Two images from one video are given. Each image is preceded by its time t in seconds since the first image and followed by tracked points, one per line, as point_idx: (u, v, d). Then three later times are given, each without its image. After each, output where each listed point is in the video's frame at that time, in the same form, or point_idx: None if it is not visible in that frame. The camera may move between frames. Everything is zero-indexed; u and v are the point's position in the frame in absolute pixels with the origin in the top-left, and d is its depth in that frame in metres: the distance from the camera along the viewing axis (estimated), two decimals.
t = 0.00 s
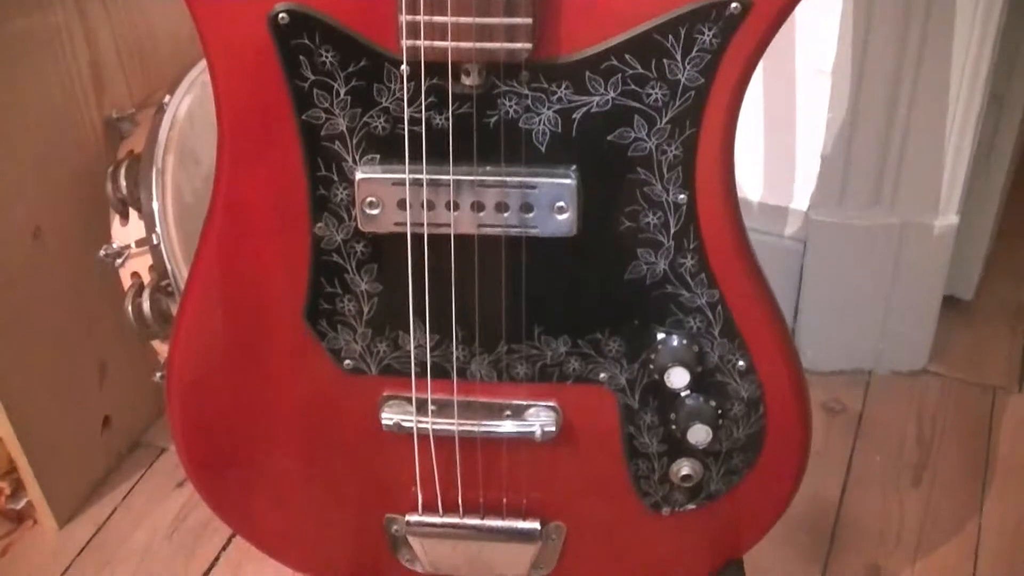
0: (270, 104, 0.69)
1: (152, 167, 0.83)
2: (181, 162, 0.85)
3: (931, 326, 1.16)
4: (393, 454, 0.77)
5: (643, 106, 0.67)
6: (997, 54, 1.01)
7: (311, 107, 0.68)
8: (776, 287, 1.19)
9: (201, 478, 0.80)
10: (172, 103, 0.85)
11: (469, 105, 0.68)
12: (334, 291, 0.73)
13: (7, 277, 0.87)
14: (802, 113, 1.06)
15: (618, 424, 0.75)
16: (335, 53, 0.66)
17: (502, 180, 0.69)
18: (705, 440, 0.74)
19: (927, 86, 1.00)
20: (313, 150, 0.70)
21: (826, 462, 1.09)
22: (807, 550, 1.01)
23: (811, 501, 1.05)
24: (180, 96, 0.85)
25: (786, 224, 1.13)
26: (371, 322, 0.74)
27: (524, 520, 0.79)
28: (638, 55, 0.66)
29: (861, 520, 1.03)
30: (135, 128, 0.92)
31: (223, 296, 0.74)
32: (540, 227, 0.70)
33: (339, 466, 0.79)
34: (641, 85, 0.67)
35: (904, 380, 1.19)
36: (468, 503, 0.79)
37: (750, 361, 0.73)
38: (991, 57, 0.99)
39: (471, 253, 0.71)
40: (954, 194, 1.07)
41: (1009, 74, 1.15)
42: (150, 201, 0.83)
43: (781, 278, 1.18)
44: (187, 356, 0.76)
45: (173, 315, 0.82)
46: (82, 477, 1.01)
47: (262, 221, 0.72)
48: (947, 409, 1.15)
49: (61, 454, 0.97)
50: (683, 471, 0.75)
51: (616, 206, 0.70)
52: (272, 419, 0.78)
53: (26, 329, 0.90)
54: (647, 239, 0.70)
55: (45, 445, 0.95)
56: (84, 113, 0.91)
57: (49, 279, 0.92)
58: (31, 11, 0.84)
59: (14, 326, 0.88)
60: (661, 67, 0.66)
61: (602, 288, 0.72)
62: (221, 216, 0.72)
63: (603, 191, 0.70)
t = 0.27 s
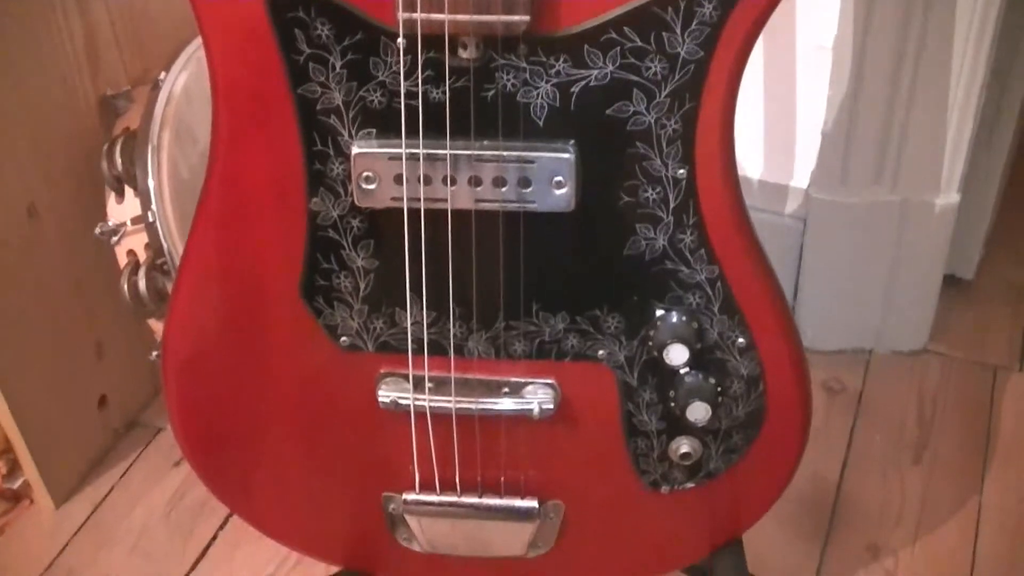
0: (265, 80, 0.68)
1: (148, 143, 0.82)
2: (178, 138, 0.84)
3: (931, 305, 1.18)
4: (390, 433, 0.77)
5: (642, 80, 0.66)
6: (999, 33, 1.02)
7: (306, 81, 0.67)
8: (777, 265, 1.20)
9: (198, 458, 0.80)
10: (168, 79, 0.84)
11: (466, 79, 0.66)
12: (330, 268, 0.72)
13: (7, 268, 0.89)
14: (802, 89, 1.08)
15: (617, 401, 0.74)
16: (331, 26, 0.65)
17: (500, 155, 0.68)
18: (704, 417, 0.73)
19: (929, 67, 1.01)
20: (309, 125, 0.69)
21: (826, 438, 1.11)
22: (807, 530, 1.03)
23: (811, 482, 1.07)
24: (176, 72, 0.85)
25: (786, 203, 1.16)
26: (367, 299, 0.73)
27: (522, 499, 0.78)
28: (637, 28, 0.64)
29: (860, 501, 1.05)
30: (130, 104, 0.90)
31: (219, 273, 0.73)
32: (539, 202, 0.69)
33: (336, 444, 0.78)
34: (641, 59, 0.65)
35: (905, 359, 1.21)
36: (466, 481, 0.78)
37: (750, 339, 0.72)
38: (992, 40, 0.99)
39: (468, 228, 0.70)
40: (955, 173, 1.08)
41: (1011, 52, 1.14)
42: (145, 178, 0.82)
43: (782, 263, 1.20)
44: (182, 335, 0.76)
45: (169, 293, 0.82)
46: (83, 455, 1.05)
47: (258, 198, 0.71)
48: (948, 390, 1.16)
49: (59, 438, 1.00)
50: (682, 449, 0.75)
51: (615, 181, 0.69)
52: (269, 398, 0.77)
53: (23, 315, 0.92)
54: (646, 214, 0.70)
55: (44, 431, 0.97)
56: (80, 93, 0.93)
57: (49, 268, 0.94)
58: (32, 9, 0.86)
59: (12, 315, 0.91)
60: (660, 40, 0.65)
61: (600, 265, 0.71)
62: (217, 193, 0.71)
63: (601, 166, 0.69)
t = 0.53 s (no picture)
0: (265, 64, 0.67)
1: (146, 129, 0.82)
2: (177, 124, 0.84)
3: (933, 292, 1.19)
4: (390, 418, 0.77)
5: (643, 63, 0.65)
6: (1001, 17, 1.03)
7: (306, 64, 0.67)
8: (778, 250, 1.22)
9: (198, 446, 0.80)
10: (167, 64, 0.83)
11: (466, 62, 0.65)
12: (330, 252, 0.72)
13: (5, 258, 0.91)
14: (803, 74, 1.09)
15: (619, 386, 0.74)
16: (330, 9, 0.65)
17: (500, 137, 0.67)
18: (706, 402, 0.73)
19: (930, 55, 1.02)
20: (308, 109, 0.68)
21: (827, 423, 1.12)
22: (806, 516, 1.03)
23: (811, 466, 1.08)
24: (175, 57, 0.84)
25: (787, 188, 1.17)
26: (367, 284, 0.73)
27: (524, 484, 0.78)
28: (639, 10, 0.64)
29: (860, 487, 1.06)
30: (132, 90, 0.90)
31: (218, 260, 0.73)
32: (540, 185, 0.68)
33: (336, 431, 0.78)
34: (642, 41, 0.65)
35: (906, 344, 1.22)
36: (466, 467, 0.78)
37: (752, 323, 0.72)
38: (993, 30, 1.01)
39: (469, 211, 0.70)
40: (957, 158, 1.09)
41: (1015, 31, 1.15)
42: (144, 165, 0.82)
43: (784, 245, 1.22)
44: (182, 322, 0.75)
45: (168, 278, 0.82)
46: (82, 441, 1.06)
47: (257, 183, 0.70)
48: (950, 377, 1.17)
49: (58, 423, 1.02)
50: (684, 434, 0.75)
51: (617, 165, 0.68)
52: (269, 385, 0.77)
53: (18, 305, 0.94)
54: (647, 198, 0.69)
55: (42, 419, 0.99)
56: (77, 78, 0.94)
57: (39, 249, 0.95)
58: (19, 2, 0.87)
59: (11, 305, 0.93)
60: (662, 22, 0.64)
61: (600, 249, 0.71)
62: (215, 178, 0.70)
63: (602, 150, 0.68)
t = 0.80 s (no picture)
0: (264, 43, 0.66)
1: (144, 111, 0.81)
2: (176, 106, 0.83)
3: (934, 278, 1.22)
4: (388, 401, 0.76)
5: (645, 44, 0.65)
6: (1001, 9, 1.06)
7: (305, 44, 0.66)
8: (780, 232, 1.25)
9: (196, 429, 0.80)
10: (166, 45, 0.83)
11: (467, 42, 0.65)
12: (329, 233, 0.72)
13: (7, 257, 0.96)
14: (804, 63, 1.11)
15: (619, 369, 0.74)
16: None
17: (501, 118, 0.67)
18: (706, 385, 0.73)
19: (930, 48, 1.05)
20: (308, 89, 0.67)
21: (829, 411, 1.16)
22: (808, 503, 1.07)
23: (812, 452, 1.12)
24: (174, 39, 0.83)
25: (789, 172, 1.19)
26: (366, 265, 0.72)
27: (523, 467, 0.77)
28: None
29: (862, 473, 1.09)
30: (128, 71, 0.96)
31: (217, 242, 0.72)
32: (540, 166, 0.68)
33: (334, 414, 0.78)
34: (644, 21, 0.64)
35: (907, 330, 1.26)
36: (466, 450, 0.78)
37: (753, 307, 0.71)
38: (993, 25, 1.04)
39: (469, 192, 0.69)
40: (959, 145, 1.12)
41: (1015, 29, 1.19)
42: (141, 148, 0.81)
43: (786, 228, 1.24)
44: (180, 305, 0.75)
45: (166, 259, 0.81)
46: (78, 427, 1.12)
47: (255, 163, 0.70)
48: (949, 362, 1.21)
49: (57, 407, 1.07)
50: (684, 418, 0.74)
51: (618, 146, 0.68)
52: (267, 368, 0.77)
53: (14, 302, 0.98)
54: (649, 179, 0.68)
55: (42, 406, 1.05)
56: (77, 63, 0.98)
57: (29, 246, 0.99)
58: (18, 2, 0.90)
59: (12, 299, 0.97)
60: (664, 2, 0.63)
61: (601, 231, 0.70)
62: (213, 159, 0.70)
63: (603, 131, 0.67)
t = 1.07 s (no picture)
0: (267, 21, 0.65)
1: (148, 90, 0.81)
2: (179, 85, 0.82)
3: (941, 255, 1.24)
4: (394, 379, 0.76)
5: (651, 19, 0.64)
6: None
7: (309, 20, 0.65)
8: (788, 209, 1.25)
9: (203, 408, 0.80)
10: (170, 24, 0.83)
11: (471, 17, 0.64)
12: (334, 210, 0.71)
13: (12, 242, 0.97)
14: (811, 41, 1.12)
15: (625, 346, 0.74)
16: None
17: (506, 93, 0.66)
18: (713, 362, 0.73)
19: (936, 30, 1.05)
20: (311, 65, 0.67)
21: (835, 391, 1.18)
22: (814, 483, 1.09)
23: (818, 432, 1.14)
24: (177, 18, 0.82)
25: (795, 151, 1.21)
26: (372, 243, 0.72)
27: (529, 445, 0.77)
28: None
29: (868, 453, 1.11)
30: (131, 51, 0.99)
31: (220, 221, 0.72)
32: (546, 142, 0.67)
33: (340, 392, 0.78)
34: None
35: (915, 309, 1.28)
36: (471, 427, 0.78)
37: (760, 284, 0.71)
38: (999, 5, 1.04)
39: (474, 168, 0.69)
40: (965, 124, 1.12)
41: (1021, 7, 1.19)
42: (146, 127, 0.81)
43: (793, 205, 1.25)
44: (184, 285, 0.75)
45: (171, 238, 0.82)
46: (83, 411, 1.14)
47: (259, 142, 0.69)
48: (956, 342, 1.23)
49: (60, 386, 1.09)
50: (690, 395, 0.74)
51: (624, 122, 0.67)
52: (272, 347, 0.77)
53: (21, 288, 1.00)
54: (655, 155, 0.68)
55: (47, 387, 1.07)
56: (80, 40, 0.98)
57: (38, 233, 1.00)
58: None
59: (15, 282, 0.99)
60: None
61: (607, 208, 0.70)
62: (216, 137, 0.69)
63: (610, 107, 0.67)
